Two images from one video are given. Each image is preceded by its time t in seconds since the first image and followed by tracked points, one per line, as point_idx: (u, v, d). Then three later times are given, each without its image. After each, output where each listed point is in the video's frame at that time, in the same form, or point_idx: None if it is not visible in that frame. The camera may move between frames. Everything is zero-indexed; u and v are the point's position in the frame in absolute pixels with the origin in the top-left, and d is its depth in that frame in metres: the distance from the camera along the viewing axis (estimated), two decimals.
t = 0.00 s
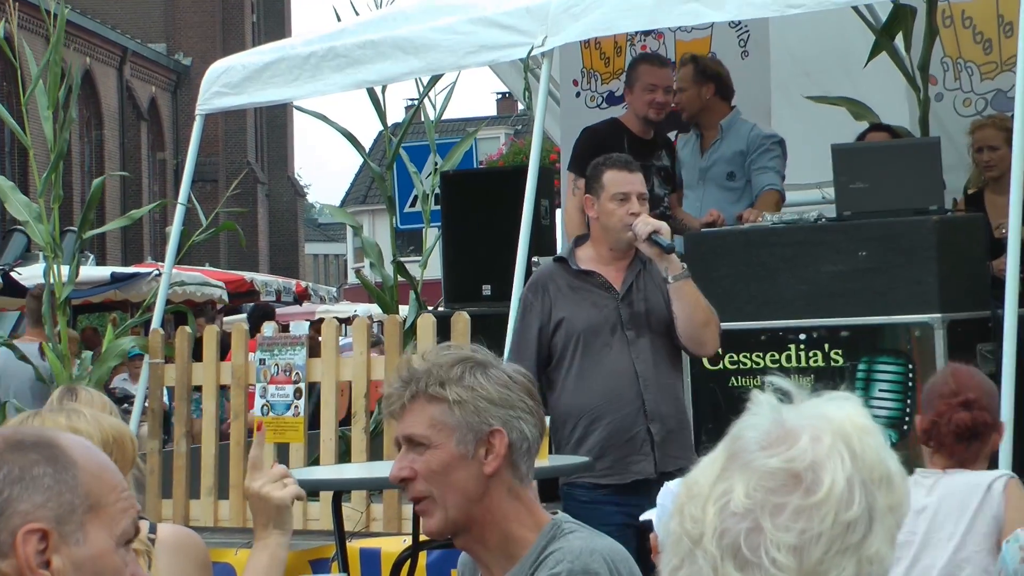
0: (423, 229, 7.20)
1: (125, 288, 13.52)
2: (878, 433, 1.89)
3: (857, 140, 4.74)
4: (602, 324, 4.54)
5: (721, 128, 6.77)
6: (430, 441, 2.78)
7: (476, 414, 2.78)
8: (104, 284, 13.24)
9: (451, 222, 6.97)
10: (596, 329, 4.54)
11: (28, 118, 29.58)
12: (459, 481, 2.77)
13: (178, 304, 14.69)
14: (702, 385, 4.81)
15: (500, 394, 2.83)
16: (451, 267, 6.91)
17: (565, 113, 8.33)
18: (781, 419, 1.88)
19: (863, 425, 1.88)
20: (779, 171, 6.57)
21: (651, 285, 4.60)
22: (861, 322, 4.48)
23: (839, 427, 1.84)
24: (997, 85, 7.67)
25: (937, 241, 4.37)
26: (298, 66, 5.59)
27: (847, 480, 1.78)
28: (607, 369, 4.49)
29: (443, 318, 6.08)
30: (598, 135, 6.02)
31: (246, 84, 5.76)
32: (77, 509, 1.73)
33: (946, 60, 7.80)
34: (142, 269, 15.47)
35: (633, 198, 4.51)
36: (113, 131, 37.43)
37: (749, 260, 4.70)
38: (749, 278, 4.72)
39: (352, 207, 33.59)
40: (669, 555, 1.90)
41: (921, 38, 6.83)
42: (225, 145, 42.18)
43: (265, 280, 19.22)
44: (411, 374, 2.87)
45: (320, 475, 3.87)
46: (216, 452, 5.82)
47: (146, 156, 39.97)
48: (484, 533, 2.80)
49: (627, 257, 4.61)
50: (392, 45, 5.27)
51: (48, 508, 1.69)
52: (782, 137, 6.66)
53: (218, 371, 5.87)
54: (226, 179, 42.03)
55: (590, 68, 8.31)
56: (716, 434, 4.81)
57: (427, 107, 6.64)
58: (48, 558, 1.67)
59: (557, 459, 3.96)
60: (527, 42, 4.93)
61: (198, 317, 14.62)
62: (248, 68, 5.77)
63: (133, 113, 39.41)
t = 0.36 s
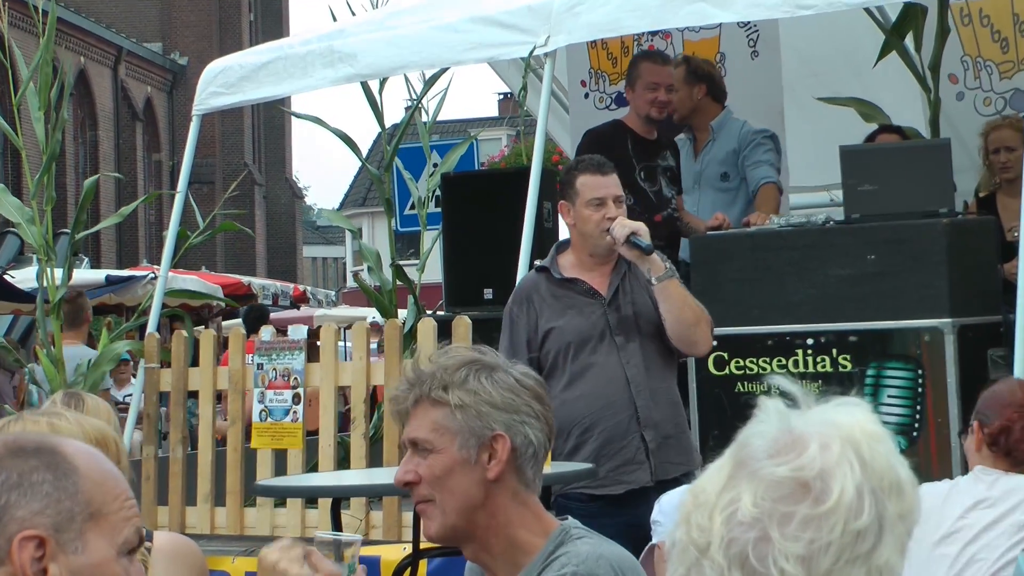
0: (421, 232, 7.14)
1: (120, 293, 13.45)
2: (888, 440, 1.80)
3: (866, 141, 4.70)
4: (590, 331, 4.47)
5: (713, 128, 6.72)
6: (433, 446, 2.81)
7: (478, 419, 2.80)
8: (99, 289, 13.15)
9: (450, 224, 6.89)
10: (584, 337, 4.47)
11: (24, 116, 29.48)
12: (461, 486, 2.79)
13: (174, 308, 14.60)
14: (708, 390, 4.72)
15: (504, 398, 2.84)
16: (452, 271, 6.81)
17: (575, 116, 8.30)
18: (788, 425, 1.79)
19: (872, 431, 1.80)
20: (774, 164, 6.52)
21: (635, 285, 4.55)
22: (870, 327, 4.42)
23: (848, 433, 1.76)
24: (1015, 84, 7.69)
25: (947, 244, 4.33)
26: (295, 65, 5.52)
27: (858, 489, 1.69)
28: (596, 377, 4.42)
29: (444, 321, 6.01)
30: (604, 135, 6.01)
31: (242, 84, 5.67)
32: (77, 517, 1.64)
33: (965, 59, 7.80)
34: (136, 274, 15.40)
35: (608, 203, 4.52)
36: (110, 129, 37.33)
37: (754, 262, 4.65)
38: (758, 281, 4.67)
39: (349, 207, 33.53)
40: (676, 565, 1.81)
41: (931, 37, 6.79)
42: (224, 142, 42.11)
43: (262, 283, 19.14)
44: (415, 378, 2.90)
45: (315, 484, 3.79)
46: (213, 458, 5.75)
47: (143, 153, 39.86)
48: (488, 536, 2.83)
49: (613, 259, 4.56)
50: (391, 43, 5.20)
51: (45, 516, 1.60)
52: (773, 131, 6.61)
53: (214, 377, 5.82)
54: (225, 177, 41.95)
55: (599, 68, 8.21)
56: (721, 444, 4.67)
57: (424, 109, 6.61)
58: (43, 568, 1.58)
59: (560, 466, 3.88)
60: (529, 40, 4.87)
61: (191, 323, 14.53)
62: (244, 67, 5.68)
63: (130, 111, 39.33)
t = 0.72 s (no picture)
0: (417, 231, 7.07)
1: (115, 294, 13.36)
2: (892, 444, 1.91)
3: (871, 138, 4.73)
4: (575, 336, 4.46)
5: (713, 127, 6.62)
6: (421, 452, 2.87)
7: (461, 425, 2.84)
8: (92, 289, 13.04)
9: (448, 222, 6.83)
10: (568, 341, 4.47)
11: (13, 116, 29.34)
12: (449, 493, 2.85)
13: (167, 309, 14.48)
14: (710, 391, 4.71)
15: (487, 403, 2.85)
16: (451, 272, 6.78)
17: (583, 110, 8.24)
18: (793, 430, 1.90)
19: (876, 436, 1.91)
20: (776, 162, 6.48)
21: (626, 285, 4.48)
22: (875, 328, 4.41)
23: (852, 438, 1.88)
24: None
25: (954, 243, 4.32)
26: (292, 63, 5.48)
27: (860, 493, 1.80)
28: (576, 382, 4.42)
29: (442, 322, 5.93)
30: (606, 134, 5.98)
31: (237, 81, 5.60)
32: (65, 521, 1.78)
33: (979, 52, 7.74)
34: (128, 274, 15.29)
35: (596, 198, 4.44)
36: (100, 130, 37.17)
37: (758, 262, 4.63)
38: (758, 280, 4.64)
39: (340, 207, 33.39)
40: (678, 569, 1.92)
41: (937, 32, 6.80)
42: (216, 144, 41.96)
43: (256, 283, 19.04)
44: (410, 382, 2.96)
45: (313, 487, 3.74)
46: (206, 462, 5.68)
47: (133, 154, 39.68)
48: (481, 539, 2.89)
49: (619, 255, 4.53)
50: (388, 39, 5.15)
51: (35, 520, 1.74)
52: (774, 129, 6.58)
53: (208, 379, 5.73)
54: (217, 180, 41.80)
55: (604, 65, 8.15)
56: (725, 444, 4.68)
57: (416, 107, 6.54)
58: (34, 572, 1.71)
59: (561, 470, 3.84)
60: (529, 37, 4.82)
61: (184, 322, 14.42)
62: (238, 64, 5.62)
63: (122, 111, 39.16)
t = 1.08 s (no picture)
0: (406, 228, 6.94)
1: (96, 290, 13.23)
2: (887, 445, 1.85)
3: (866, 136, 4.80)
4: (582, 333, 4.52)
5: (710, 123, 6.56)
6: (403, 453, 2.84)
7: (440, 432, 2.79)
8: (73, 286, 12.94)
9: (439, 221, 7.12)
10: (578, 334, 4.52)
11: None
12: (428, 496, 2.82)
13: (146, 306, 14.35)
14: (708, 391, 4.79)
15: (465, 410, 2.80)
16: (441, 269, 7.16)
17: (578, 106, 8.15)
18: (786, 431, 1.83)
19: (870, 437, 1.85)
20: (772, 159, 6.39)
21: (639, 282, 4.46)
22: (872, 327, 4.46)
23: (845, 439, 1.81)
24: None
25: (953, 239, 4.38)
26: (278, 57, 5.47)
27: (854, 496, 1.74)
28: (579, 377, 4.47)
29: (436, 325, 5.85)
30: (599, 129, 5.86)
31: (222, 75, 5.60)
32: (48, 522, 1.80)
33: (979, 47, 7.66)
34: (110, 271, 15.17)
35: (614, 195, 4.44)
36: (84, 125, 36.90)
37: (754, 260, 4.72)
38: (757, 278, 4.73)
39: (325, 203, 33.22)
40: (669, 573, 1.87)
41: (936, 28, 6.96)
42: (201, 141, 41.73)
43: (241, 281, 18.94)
44: (396, 383, 2.92)
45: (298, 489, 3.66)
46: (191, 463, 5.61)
47: (118, 150, 39.43)
48: (461, 542, 2.88)
49: (641, 249, 4.49)
50: (378, 33, 5.14)
51: (21, 522, 1.77)
52: (772, 127, 6.51)
53: (193, 378, 5.68)
54: (202, 179, 41.58)
55: (599, 60, 8.13)
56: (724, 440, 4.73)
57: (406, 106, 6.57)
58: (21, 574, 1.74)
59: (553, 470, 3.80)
60: (521, 32, 4.86)
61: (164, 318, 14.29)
62: (225, 58, 5.62)
63: (106, 106, 38.90)
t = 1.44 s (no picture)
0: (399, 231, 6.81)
1: (83, 293, 13.12)
2: (890, 453, 1.77)
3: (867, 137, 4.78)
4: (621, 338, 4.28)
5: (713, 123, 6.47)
6: (395, 459, 2.77)
7: (431, 439, 2.71)
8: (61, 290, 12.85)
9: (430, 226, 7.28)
10: (619, 341, 4.32)
11: None
12: (418, 504, 2.75)
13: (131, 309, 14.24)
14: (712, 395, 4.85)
15: (458, 418, 2.72)
16: (434, 276, 7.32)
17: (574, 107, 8.09)
18: (786, 437, 1.77)
19: (873, 444, 1.78)
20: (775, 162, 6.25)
21: (673, 287, 4.18)
22: (875, 331, 4.50)
23: (848, 446, 1.74)
24: None
25: (955, 243, 4.39)
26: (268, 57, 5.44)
27: (856, 504, 1.67)
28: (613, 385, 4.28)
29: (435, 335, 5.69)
30: (598, 128, 5.77)
31: (212, 75, 5.59)
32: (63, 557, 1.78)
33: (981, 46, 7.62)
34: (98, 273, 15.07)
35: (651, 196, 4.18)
36: (71, 125, 36.69)
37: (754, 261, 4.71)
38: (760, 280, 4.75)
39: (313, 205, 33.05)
40: None
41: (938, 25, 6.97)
42: (192, 141, 41.56)
43: (231, 284, 18.85)
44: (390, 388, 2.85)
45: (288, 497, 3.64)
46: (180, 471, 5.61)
47: (106, 151, 39.22)
48: (453, 551, 2.80)
49: (682, 255, 4.19)
50: (371, 33, 5.10)
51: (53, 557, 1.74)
52: (776, 129, 6.37)
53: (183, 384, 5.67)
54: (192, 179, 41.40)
55: (596, 59, 8.05)
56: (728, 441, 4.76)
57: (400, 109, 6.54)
58: None
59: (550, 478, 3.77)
60: (516, 31, 4.80)
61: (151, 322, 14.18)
62: (215, 58, 5.61)
63: (93, 106, 38.67)
